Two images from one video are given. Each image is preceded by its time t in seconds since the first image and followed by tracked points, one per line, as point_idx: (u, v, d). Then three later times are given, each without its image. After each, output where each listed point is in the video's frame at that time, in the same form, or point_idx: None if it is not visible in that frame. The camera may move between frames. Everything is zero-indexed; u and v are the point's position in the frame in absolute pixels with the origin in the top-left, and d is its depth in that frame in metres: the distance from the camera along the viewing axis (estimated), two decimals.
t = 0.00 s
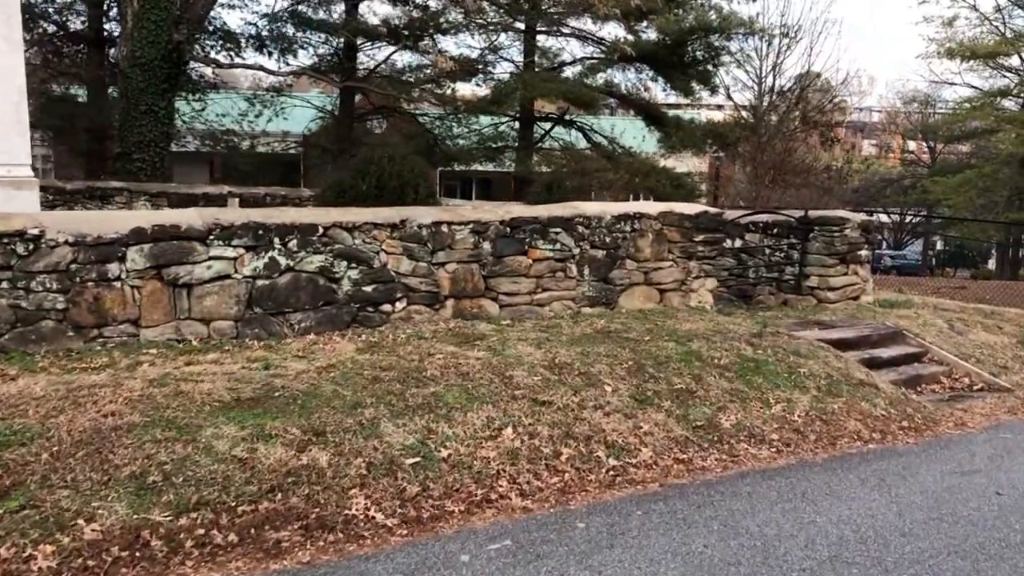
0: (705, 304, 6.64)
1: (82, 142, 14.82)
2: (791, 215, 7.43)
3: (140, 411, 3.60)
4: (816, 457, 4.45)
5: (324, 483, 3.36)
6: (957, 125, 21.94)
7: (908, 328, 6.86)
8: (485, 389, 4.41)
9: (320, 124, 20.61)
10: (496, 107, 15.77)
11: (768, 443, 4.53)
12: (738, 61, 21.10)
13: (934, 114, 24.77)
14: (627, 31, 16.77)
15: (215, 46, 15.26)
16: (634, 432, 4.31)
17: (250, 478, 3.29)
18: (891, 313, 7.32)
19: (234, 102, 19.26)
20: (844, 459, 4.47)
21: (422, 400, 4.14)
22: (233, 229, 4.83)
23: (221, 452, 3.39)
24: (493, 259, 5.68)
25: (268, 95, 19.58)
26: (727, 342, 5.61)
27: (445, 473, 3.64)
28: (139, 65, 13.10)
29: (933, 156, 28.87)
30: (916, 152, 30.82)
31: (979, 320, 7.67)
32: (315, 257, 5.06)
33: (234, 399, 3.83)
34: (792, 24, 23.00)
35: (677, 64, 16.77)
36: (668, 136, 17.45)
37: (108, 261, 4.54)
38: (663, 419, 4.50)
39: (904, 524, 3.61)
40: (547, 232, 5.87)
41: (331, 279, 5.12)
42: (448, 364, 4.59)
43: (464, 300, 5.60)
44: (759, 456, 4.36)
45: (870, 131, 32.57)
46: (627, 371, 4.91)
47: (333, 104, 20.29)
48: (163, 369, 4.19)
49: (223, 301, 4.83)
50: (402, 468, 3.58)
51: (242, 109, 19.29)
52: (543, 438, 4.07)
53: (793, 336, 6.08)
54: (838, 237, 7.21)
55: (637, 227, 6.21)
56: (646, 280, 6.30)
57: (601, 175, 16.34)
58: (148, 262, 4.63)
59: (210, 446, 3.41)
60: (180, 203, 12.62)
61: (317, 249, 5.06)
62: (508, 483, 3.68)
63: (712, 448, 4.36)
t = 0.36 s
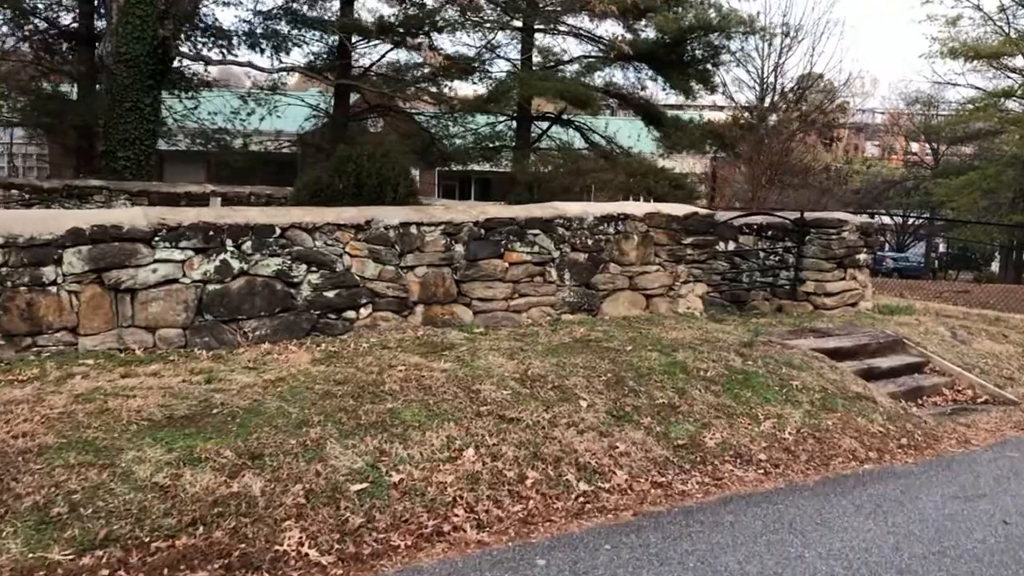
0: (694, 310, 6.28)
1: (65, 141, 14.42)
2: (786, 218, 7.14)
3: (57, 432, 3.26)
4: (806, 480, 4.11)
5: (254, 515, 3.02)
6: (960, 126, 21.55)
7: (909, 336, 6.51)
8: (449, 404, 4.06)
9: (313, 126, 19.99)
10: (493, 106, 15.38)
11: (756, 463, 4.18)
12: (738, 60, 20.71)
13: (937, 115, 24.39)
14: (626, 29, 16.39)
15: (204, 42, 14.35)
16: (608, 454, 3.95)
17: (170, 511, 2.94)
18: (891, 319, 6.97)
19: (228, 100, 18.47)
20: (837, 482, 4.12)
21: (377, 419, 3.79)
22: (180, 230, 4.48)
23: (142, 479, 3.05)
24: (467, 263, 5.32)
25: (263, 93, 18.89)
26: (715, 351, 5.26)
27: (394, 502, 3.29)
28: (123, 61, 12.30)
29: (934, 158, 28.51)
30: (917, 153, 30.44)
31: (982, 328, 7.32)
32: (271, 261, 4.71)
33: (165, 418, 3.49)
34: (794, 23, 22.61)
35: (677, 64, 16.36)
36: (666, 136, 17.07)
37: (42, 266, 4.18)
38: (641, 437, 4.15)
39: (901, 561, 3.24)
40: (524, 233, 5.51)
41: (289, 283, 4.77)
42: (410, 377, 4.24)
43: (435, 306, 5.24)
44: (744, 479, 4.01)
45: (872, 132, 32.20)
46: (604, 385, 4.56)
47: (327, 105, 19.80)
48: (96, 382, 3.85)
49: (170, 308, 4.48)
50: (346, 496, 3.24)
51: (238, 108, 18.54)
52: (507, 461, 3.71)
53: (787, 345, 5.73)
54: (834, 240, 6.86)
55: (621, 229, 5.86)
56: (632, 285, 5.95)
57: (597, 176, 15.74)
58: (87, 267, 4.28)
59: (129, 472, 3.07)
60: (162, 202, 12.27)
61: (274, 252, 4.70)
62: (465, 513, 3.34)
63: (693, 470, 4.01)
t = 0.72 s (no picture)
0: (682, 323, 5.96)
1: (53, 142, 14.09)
2: (781, 224, 6.84)
3: None
4: (794, 512, 3.78)
5: (170, 562, 2.73)
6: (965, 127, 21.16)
7: (908, 349, 6.18)
8: (406, 429, 3.74)
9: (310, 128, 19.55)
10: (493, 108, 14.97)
11: (739, 493, 3.86)
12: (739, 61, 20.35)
13: (941, 117, 24.00)
14: (625, 28, 16.03)
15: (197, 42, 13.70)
16: (577, 485, 3.63)
17: (72, 561, 2.64)
18: (890, 330, 6.63)
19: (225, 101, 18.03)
20: (827, 514, 3.80)
21: (323, 447, 3.47)
22: (123, 239, 4.17)
23: (47, 521, 2.75)
24: (438, 273, 5.00)
25: (259, 93, 18.50)
26: (700, 367, 4.94)
27: (333, 544, 2.98)
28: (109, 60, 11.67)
29: (938, 159, 28.11)
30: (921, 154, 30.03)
31: (986, 339, 6.97)
32: (224, 271, 4.40)
33: (86, 447, 3.20)
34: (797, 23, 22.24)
35: (676, 65, 15.93)
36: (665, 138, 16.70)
37: None
38: (615, 465, 3.83)
39: None
40: (500, 241, 5.18)
41: (243, 296, 4.46)
42: (367, 399, 3.92)
43: (402, 318, 4.92)
44: (725, 511, 3.69)
45: (876, 133, 31.81)
46: (579, 406, 4.24)
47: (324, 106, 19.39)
48: (20, 406, 3.54)
49: (112, 322, 4.16)
50: (279, 537, 2.94)
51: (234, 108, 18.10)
52: (465, 494, 3.40)
53: (778, 359, 5.41)
54: (830, 247, 6.53)
55: (603, 236, 5.54)
56: (615, 295, 5.62)
57: (595, 179, 15.38)
58: (20, 279, 3.97)
59: (33, 513, 2.78)
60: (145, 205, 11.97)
61: (226, 262, 4.39)
62: (412, 555, 3.03)
63: (671, 501, 3.69)
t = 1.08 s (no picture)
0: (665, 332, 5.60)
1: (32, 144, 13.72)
2: (772, 225, 6.47)
3: None
4: (776, 548, 3.42)
5: None
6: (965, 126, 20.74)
7: (905, 358, 5.84)
8: (349, 458, 3.38)
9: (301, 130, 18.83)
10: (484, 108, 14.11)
11: (716, 526, 3.50)
12: (736, 59, 19.94)
13: (941, 116, 23.58)
14: (618, 25, 15.61)
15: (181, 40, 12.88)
16: (536, 522, 3.26)
17: None
18: (886, 339, 6.27)
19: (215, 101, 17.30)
20: (813, 549, 3.44)
21: (252, 482, 3.11)
22: (47, 248, 3.82)
23: None
24: (398, 282, 4.64)
25: (250, 94, 17.79)
26: (680, 383, 4.59)
27: None
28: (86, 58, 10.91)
29: (939, 159, 27.69)
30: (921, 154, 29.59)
31: (987, 348, 6.61)
32: (160, 282, 4.06)
33: None
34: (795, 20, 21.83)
35: (671, 62, 15.43)
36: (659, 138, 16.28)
37: None
38: (581, 495, 3.48)
39: None
40: (466, 247, 4.82)
41: (181, 308, 4.12)
42: (308, 423, 3.57)
43: (359, 331, 4.57)
44: (701, 548, 3.34)
45: (876, 132, 31.39)
46: (545, 429, 3.89)
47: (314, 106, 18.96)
48: None
49: (36, 338, 3.82)
50: None
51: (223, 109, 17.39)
52: (409, 535, 3.04)
53: (768, 372, 5.05)
54: (823, 252, 6.16)
55: (579, 241, 5.18)
56: (593, 304, 5.27)
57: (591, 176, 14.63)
58: None
59: None
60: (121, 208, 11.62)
61: (162, 272, 4.05)
62: None
63: (640, 537, 3.34)
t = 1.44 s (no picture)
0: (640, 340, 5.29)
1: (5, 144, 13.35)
2: (754, 225, 6.18)
3: None
4: None
5: None
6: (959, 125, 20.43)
7: (893, 365, 5.53)
8: (274, 485, 3.06)
9: (290, 131, 17.89)
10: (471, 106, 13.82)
11: (681, 558, 3.19)
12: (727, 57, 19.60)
13: (935, 114, 23.27)
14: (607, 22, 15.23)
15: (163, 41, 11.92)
16: (479, 555, 2.95)
17: None
18: (874, 344, 5.96)
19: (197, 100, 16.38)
20: None
21: (161, 513, 2.80)
22: None
23: None
24: (348, 287, 4.31)
25: (235, 93, 16.89)
26: (650, 395, 4.27)
27: None
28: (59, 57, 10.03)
29: (933, 157, 27.41)
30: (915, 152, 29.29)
31: (980, 353, 6.29)
32: (82, 290, 3.74)
33: None
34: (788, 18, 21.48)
35: (661, 60, 14.98)
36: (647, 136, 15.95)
37: None
38: (532, 523, 3.17)
39: None
40: (423, 250, 4.50)
41: (106, 317, 3.80)
42: (233, 445, 3.25)
43: (306, 340, 4.24)
44: None
45: (871, 131, 31.10)
46: (499, 446, 3.57)
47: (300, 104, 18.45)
48: None
49: None
50: None
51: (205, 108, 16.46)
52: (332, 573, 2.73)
53: (746, 382, 4.74)
54: (807, 254, 5.84)
55: (545, 243, 4.86)
56: (561, 309, 4.95)
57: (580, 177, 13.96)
58: None
59: None
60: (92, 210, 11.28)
61: (84, 278, 3.73)
62: None
63: (596, 570, 3.03)
